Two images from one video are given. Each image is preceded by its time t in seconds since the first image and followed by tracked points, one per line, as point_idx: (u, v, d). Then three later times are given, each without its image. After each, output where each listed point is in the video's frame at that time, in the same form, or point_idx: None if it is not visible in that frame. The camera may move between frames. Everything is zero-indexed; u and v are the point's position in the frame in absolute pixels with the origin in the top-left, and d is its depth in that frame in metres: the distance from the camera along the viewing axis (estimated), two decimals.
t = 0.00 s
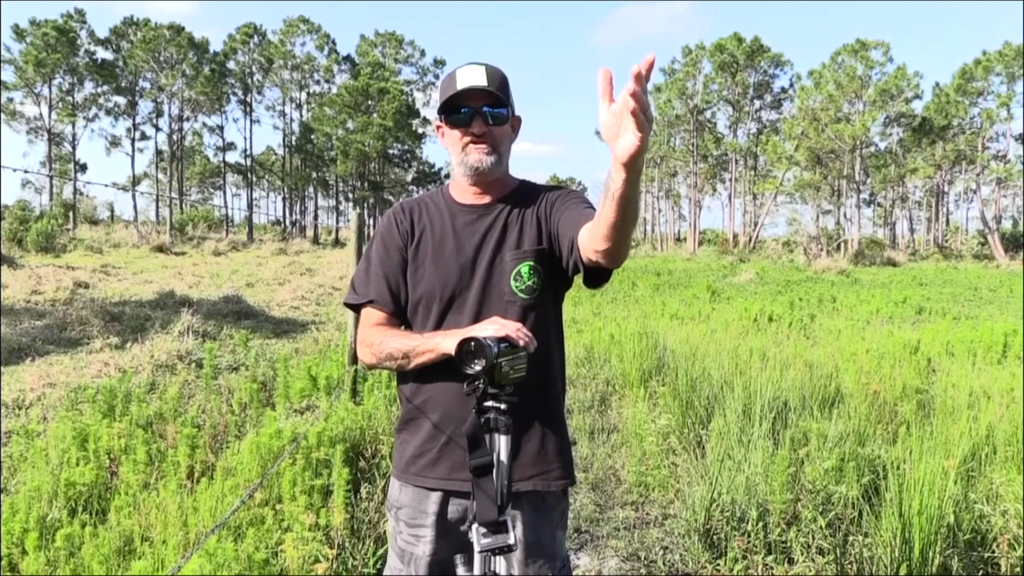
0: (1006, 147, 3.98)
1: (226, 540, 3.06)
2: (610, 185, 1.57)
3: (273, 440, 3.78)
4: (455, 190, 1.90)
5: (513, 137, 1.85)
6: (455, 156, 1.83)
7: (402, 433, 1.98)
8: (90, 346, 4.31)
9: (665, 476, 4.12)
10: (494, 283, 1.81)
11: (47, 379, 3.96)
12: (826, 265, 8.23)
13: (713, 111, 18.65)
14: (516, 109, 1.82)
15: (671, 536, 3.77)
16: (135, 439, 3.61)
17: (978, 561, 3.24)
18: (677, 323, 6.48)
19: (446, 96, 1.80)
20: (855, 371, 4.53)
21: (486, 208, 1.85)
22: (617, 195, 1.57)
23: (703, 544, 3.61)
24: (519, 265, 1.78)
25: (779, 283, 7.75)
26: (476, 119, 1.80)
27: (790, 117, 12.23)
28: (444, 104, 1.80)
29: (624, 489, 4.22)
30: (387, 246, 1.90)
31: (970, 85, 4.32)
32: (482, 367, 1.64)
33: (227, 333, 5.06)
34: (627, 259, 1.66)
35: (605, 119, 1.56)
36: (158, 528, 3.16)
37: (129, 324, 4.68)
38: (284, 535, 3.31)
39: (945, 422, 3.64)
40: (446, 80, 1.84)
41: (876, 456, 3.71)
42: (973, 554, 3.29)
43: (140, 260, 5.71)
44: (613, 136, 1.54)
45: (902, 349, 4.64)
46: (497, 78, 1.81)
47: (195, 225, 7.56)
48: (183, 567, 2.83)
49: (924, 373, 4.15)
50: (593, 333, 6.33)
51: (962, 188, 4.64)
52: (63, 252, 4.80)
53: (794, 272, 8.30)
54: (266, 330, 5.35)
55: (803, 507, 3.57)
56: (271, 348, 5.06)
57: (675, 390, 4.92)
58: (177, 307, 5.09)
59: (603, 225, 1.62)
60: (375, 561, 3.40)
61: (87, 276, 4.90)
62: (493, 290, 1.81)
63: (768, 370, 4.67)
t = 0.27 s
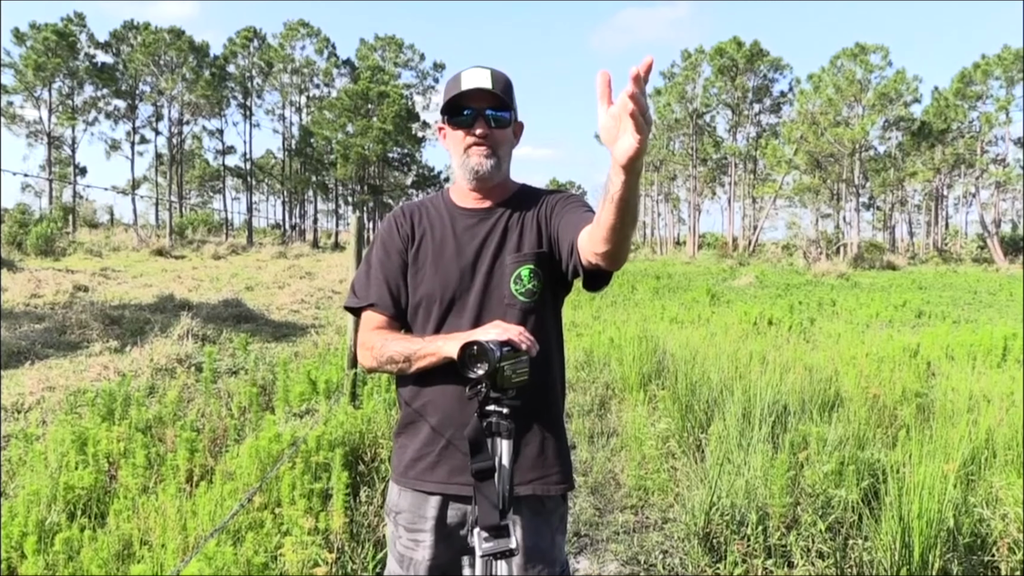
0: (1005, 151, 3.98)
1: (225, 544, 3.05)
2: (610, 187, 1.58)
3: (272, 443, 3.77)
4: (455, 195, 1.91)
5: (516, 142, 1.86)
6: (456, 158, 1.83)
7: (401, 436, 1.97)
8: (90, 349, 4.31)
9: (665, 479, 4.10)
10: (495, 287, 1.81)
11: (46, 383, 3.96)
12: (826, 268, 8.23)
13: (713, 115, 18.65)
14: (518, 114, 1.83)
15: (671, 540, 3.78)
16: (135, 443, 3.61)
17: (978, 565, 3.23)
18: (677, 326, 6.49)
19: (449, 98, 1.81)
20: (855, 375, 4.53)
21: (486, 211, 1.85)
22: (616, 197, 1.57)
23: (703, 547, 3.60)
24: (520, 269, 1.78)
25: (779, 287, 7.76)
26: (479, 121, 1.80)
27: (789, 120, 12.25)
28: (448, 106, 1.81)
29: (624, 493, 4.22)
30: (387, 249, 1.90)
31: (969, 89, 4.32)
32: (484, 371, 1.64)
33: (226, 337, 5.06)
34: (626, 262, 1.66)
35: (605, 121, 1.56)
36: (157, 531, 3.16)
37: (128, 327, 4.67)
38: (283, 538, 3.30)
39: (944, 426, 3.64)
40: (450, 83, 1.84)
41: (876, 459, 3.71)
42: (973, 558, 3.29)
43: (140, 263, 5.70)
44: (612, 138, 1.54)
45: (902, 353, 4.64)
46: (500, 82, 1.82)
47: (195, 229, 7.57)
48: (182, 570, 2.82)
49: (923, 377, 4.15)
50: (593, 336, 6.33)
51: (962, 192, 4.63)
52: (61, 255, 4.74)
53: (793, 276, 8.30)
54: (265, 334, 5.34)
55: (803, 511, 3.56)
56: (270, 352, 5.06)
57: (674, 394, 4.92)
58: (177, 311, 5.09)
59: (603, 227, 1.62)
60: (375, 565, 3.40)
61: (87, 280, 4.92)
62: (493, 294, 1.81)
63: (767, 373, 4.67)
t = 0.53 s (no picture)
0: (1003, 155, 3.98)
1: (223, 550, 3.05)
2: (611, 190, 1.59)
3: (271, 448, 3.75)
4: (454, 199, 1.90)
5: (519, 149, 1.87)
6: (460, 163, 1.83)
7: (400, 441, 1.97)
8: (89, 353, 4.19)
9: (664, 484, 4.09)
10: (494, 291, 1.81)
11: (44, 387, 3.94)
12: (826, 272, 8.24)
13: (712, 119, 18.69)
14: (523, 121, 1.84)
15: (670, 545, 3.75)
16: (134, 448, 3.61)
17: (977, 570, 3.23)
18: (676, 331, 6.49)
19: (457, 103, 1.81)
20: (854, 380, 4.53)
21: (487, 216, 1.85)
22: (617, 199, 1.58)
23: (701, 552, 3.60)
24: (520, 272, 1.79)
25: (778, 291, 7.77)
26: (486, 127, 1.81)
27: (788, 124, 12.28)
28: (455, 110, 1.81)
29: (623, 498, 4.21)
30: (387, 253, 1.90)
31: (967, 94, 4.33)
32: (485, 374, 1.64)
33: (225, 341, 5.05)
34: (627, 265, 1.67)
35: (605, 123, 1.57)
36: (156, 536, 3.17)
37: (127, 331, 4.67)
38: (282, 543, 3.29)
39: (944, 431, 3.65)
40: (457, 88, 1.85)
41: (875, 464, 3.70)
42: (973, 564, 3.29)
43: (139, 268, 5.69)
44: (612, 139, 1.55)
45: (901, 357, 4.64)
46: (507, 89, 1.83)
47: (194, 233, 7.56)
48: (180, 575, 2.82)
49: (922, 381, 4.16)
50: (592, 341, 6.33)
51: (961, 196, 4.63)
52: (55, 250, 4.18)
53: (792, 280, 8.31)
54: (264, 339, 5.34)
55: (802, 515, 3.55)
56: (268, 356, 5.05)
57: (673, 398, 4.92)
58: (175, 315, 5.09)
59: (604, 229, 1.63)
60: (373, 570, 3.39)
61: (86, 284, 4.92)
62: (493, 297, 1.81)
63: (766, 378, 4.66)
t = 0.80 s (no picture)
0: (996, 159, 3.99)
1: (216, 555, 3.05)
2: (610, 192, 1.59)
3: (265, 452, 3.72)
4: (449, 203, 1.90)
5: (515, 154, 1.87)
6: (456, 168, 1.83)
7: (394, 445, 1.97)
8: (83, 357, 4.24)
9: (658, 487, 4.07)
10: (491, 294, 1.81)
11: (37, 391, 3.93)
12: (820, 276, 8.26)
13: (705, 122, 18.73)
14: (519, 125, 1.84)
15: (666, 548, 3.74)
16: (127, 452, 3.58)
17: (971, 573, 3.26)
18: (671, 334, 6.50)
19: (452, 107, 1.81)
20: (848, 383, 4.52)
21: (482, 219, 1.85)
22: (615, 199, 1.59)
23: (697, 555, 3.60)
24: (516, 276, 1.79)
25: (772, 294, 7.78)
26: (482, 131, 1.81)
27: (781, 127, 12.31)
28: (450, 114, 1.81)
29: (618, 501, 4.20)
30: (383, 256, 1.90)
31: (960, 98, 4.34)
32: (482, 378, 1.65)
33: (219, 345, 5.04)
34: (625, 268, 1.67)
35: (604, 125, 1.58)
36: (150, 540, 3.16)
37: (121, 335, 4.65)
38: (276, 547, 3.28)
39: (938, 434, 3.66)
40: (451, 93, 1.85)
41: (870, 466, 3.68)
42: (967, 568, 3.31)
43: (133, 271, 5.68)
44: (611, 140, 1.56)
45: (895, 360, 4.65)
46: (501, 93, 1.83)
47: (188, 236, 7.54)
48: None
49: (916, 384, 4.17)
50: (587, 344, 6.33)
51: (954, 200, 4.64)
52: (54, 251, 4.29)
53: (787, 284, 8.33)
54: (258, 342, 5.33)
55: (797, 518, 3.55)
56: (262, 360, 5.02)
57: (668, 402, 4.92)
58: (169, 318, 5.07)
59: (603, 232, 1.63)
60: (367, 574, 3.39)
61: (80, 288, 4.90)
62: (489, 300, 1.81)
63: (760, 381, 4.66)
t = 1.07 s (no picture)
0: (995, 161, 3.98)
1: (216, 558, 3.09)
2: (610, 188, 1.60)
3: (264, 454, 3.67)
4: (449, 205, 1.91)
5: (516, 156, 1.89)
6: (459, 169, 1.84)
7: (393, 448, 1.96)
8: (82, 359, 4.17)
9: (657, 490, 4.04)
10: (490, 296, 1.81)
11: (35, 395, 3.92)
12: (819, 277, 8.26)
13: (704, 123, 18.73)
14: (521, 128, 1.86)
15: (665, 550, 3.76)
16: (125, 453, 3.55)
17: None
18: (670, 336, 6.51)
19: (456, 109, 1.83)
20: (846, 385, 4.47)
21: (482, 221, 1.85)
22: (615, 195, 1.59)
23: (694, 557, 3.65)
24: (516, 277, 1.79)
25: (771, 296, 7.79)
26: (486, 133, 1.82)
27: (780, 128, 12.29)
28: (455, 116, 1.82)
29: (617, 504, 4.20)
30: (382, 259, 1.89)
31: (959, 100, 4.33)
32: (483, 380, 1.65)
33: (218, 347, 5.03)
34: (625, 265, 1.67)
35: (603, 121, 1.59)
36: (148, 542, 3.22)
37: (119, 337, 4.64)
38: (274, 550, 3.29)
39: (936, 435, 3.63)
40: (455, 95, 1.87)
41: (869, 469, 3.65)
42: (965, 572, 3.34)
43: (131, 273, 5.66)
44: (610, 136, 1.56)
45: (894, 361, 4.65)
46: (505, 96, 1.85)
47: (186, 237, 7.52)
48: None
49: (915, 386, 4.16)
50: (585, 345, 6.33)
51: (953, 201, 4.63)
52: (44, 255, 3.99)
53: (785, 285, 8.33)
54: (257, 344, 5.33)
55: (796, 521, 3.54)
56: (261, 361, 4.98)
57: (667, 404, 4.91)
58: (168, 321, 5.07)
59: (603, 229, 1.63)
60: None
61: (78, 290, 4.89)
62: (488, 302, 1.81)
63: (759, 381, 4.64)
